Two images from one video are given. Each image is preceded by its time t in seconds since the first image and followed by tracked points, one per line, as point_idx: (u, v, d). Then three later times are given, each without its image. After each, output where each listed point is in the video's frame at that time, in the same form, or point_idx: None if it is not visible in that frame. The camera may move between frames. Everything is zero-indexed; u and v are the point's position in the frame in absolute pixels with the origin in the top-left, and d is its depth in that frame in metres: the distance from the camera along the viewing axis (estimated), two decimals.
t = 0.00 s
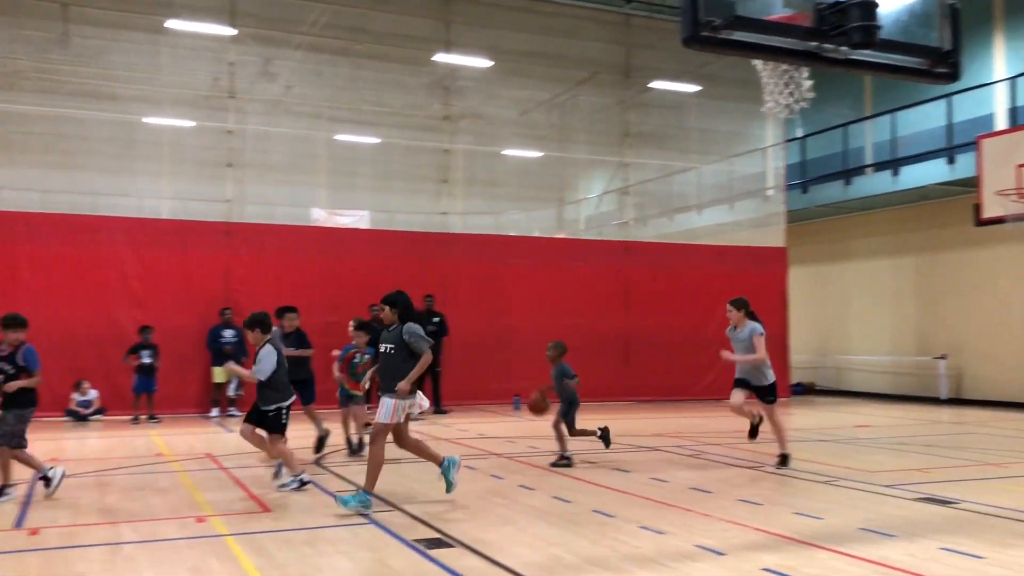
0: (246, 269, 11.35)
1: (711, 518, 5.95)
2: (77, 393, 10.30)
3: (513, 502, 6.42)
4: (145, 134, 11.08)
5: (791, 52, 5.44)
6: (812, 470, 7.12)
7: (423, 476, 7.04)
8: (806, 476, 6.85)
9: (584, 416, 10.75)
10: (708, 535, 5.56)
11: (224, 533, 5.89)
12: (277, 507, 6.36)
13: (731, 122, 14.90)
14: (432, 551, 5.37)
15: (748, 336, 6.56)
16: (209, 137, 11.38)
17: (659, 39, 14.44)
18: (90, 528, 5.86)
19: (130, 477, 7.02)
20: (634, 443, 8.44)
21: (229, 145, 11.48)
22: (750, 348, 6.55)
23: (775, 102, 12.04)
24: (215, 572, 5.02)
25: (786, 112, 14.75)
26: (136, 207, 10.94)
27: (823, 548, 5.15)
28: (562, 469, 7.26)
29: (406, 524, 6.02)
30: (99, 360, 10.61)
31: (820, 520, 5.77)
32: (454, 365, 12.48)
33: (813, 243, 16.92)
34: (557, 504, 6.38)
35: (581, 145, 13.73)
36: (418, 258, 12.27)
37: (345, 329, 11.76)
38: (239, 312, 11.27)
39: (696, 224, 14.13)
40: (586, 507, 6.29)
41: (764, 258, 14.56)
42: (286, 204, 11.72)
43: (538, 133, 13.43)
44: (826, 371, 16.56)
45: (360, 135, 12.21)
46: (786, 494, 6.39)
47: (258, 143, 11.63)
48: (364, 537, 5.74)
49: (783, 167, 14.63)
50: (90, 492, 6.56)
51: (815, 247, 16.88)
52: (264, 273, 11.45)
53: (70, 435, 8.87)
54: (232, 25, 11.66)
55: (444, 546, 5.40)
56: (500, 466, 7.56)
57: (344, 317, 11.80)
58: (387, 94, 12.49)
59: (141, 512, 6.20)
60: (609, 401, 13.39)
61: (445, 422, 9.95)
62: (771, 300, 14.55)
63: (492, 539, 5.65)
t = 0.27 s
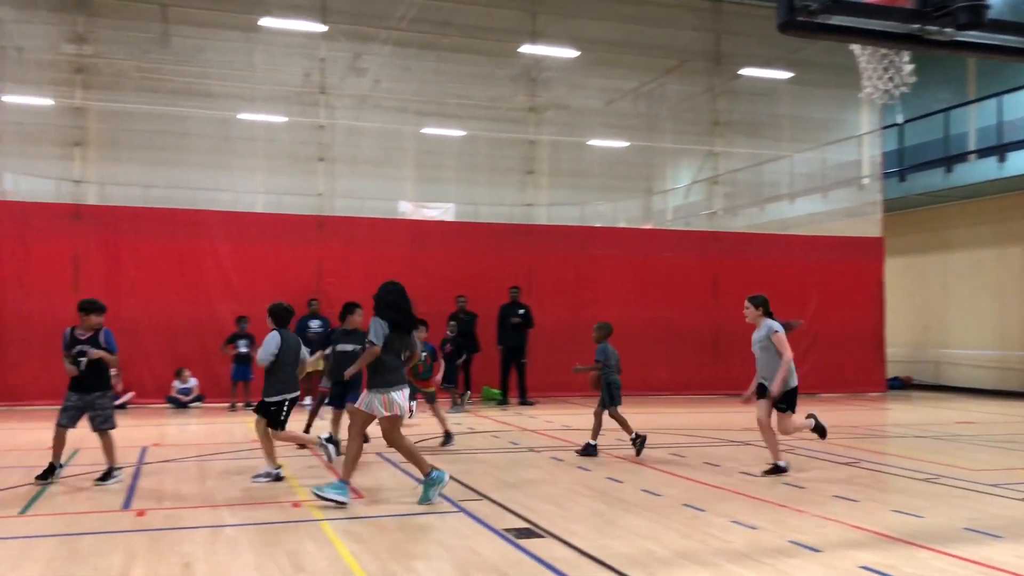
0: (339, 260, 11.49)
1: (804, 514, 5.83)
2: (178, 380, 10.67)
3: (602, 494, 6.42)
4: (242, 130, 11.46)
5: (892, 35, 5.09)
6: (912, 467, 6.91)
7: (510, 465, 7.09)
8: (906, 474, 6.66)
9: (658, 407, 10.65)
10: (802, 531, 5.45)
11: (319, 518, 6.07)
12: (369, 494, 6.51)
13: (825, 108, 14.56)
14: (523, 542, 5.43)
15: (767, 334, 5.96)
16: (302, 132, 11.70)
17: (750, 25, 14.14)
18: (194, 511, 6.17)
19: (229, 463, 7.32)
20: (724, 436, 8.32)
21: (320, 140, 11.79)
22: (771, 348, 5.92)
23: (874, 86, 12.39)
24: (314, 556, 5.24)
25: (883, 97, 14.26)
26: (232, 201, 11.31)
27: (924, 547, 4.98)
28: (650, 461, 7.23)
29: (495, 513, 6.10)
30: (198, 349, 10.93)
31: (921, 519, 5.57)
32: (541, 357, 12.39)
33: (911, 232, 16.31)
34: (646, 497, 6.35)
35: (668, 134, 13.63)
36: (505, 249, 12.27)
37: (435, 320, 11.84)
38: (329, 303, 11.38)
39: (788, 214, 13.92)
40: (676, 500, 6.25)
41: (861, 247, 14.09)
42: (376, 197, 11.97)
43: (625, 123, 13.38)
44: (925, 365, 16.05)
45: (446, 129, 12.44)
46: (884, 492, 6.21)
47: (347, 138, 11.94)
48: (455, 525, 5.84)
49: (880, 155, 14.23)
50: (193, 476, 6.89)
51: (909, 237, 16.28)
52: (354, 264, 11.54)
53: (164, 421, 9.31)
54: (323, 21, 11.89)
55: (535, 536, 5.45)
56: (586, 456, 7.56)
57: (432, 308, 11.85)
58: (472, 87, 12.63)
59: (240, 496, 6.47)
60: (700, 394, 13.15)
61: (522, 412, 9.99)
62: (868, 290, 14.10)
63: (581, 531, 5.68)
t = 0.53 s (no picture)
0: (412, 252, 11.66)
1: (885, 511, 5.70)
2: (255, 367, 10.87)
3: (674, 486, 6.39)
4: (316, 124, 11.65)
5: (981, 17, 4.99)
6: (999, 465, 6.68)
7: (580, 455, 7.08)
8: (993, 471, 6.44)
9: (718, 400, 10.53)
10: (883, 527, 5.33)
11: (394, 504, 6.19)
12: (442, 481, 6.60)
13: (907, 94, 14.12)
14: (597, 533, 5.44)
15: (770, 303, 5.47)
16: (375, 125, 11.84)
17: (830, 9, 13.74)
18: (273, 495, 6.34)
19: (304, 451, 7.46)
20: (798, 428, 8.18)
21: (392, 132, 11.92)
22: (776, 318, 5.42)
23: (961, 71, 12.04)
24: (390, 544, 5.40)
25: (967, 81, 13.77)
26: (307, 193, 11.49)
27: (1013, 547, 4.82)
28: (723, 453, 7.15)
29: (566, 504, 6.14)
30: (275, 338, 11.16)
31: (1009, 518, 5.38)
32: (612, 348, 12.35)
33: (999, 221, 15.69)
34: (719, 490, 6.30)
35: (742, 122, 13.40)
36: (575, 240, 12.27)
37: (504, 311, 11.89)
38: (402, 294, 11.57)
39: (867, 203, 13.56)
40: (750, 494, 6.18)
41: (942, 237, 13.66)
42: (446, 188, 12.03)
43: (698, 112, 13.21)
44: (1012, 359, 15.44)
45: (518, 120, 12.44)
46: (970, 490, 6.02)
47: (419, 131, 12.03)
48: (527, 514, 5.93)
49: (965, 142, 13.76)
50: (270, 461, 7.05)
51: (998, 225, 15.76)
52: (426, 256, 11.71)
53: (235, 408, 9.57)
54: (394, 14, 11.95)
55: (609, 527, 5.46)
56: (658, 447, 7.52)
57: (501, 299, 11.94)
58: (542, 77, 12.61)
59: (318, 481, 6.61)
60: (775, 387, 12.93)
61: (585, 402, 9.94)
62: (950, 282, 13.68)
63: (654, 522, 5.68)
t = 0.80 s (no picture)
0: (462, 243, 11.63)
1: (948, 507, 5.56)
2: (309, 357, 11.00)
3: (728, 480, 6.33)
4: (369, 116, 11.81)
5: None
6: None
7: (631, 447, 7.04)
8: None
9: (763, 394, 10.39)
10: (945, 524, 5.20)
11: (445, 493, 6.18)
12: (493, 471, 6.62)
13: (971, 81, 13.66)
14: (650, 526, 5.42)
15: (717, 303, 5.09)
16: (426, 117, 11.96)
17: None
18: (327, 484, 6.40)
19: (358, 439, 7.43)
20: (854, 422, 8.03)
21: (443, 124, 12.02)
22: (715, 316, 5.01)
23: None
24: (442, 532, 5.45)
25: None
26: (359, 185, 11.63)
27: None
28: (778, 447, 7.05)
29: (619, 495, 6.11)
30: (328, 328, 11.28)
31: None
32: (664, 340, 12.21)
33: None
34: (775, 484, 6.21)
35: (798, 111, 13.19)
36: (628, 231, 12.10)
37: (555, 302, 11.84)
38: (454, 284, 11.53)
39: (927, 193, 13.23)
40: (805, 488, 6.09)
41: (1010, 227, 13.13)
42: (497, 180, 12.09)
43: (752, 100, 13.05)
44: None
45: (569, 110, 12.45)
46: None
47: (470, 122, 12.12)
48: (579, 506, 5.95)
49: None
50: (324, 450, 7.10)
51: None
52: (478, 247, 11.67)
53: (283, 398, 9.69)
54: (445, 6, 12.01)
55: (662, 520, 5.43)
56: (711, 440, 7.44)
57: (553, 290, 11.86)
58: (592, 67, 12.59)
59: (371, 470, 6.68)
60: (831, 380, 12.68)
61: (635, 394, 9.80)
62: (1016, 273, 13.13)
63: (708, 515, 5.63)
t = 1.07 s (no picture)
0: (504, 237, 11.68)
1: (1000, 504, 5.46)
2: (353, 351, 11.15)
3: (773, 475, 6.29)
4: (411, 112, 11.86)
5: None
6: None
7: (674, 441, 7.03)
8: None
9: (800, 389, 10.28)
10: (996, 521, 5.11)
11: (489, 486, 6.29)
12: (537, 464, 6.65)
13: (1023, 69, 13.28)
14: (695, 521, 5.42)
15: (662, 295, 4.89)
16: (468, 111, 11.98)
17: None
18: (372, 475, 6.47)
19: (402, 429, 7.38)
20: (903, 418, 7.90)
21: (485, 119, 12.02)
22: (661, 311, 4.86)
23: None
24: (483, 523, 5.64)
25: None
26: (401, 180, 11.70)
27: None
28: (824, 442, 6.97)
29: (663, 490, 6.11)
30: (371, 322, 11.40)
31: None
32: (707, 334, 12.15)
33: None
34: (822, 479, 6.15)
35: (844, 102, 12.93)
36: (670, 224, 12.06)
37: (597, 296, 11.83)
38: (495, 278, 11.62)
39: (978, 184, 12.89)
40: (852, 484, 6.03)
41: None
42: (539, 173, 12.05)
43: (797, 92, 12.83)
44: None
45: (611, 103, 12.36)
46: None
47: (511, 116, 12.11)
48: (623, 500, 5.98)
49: None
50: (369, 439, 7.07)
51: None
52: (520, 241, 11.72)
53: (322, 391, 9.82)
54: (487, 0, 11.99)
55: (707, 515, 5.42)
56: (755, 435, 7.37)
57: (595, 283, 11.84)
58: (635, 60, 12.49)
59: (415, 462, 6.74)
60: (877, 375, 12.49)
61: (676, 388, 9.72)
62: None
63: (752, 511, 5.61)
